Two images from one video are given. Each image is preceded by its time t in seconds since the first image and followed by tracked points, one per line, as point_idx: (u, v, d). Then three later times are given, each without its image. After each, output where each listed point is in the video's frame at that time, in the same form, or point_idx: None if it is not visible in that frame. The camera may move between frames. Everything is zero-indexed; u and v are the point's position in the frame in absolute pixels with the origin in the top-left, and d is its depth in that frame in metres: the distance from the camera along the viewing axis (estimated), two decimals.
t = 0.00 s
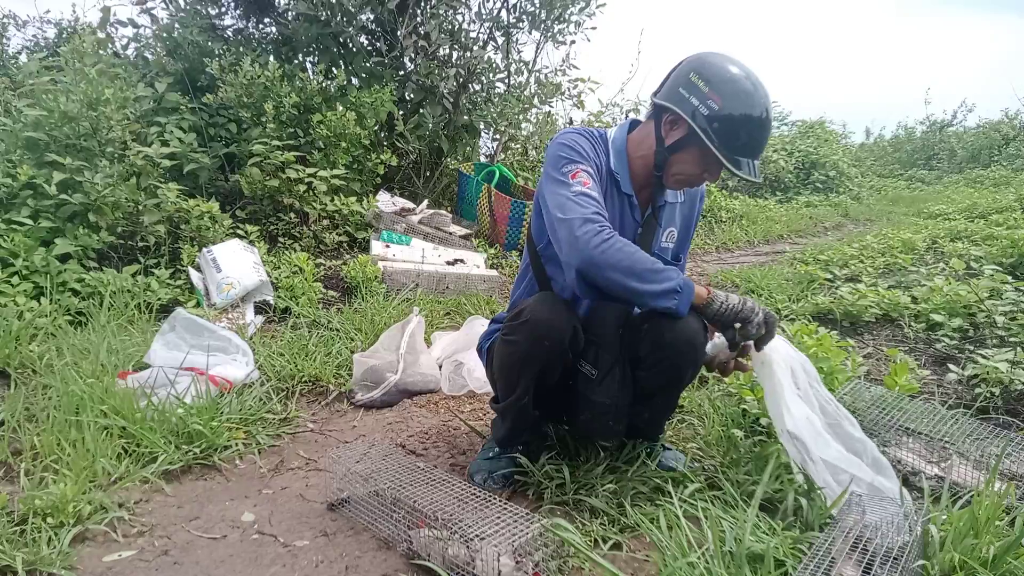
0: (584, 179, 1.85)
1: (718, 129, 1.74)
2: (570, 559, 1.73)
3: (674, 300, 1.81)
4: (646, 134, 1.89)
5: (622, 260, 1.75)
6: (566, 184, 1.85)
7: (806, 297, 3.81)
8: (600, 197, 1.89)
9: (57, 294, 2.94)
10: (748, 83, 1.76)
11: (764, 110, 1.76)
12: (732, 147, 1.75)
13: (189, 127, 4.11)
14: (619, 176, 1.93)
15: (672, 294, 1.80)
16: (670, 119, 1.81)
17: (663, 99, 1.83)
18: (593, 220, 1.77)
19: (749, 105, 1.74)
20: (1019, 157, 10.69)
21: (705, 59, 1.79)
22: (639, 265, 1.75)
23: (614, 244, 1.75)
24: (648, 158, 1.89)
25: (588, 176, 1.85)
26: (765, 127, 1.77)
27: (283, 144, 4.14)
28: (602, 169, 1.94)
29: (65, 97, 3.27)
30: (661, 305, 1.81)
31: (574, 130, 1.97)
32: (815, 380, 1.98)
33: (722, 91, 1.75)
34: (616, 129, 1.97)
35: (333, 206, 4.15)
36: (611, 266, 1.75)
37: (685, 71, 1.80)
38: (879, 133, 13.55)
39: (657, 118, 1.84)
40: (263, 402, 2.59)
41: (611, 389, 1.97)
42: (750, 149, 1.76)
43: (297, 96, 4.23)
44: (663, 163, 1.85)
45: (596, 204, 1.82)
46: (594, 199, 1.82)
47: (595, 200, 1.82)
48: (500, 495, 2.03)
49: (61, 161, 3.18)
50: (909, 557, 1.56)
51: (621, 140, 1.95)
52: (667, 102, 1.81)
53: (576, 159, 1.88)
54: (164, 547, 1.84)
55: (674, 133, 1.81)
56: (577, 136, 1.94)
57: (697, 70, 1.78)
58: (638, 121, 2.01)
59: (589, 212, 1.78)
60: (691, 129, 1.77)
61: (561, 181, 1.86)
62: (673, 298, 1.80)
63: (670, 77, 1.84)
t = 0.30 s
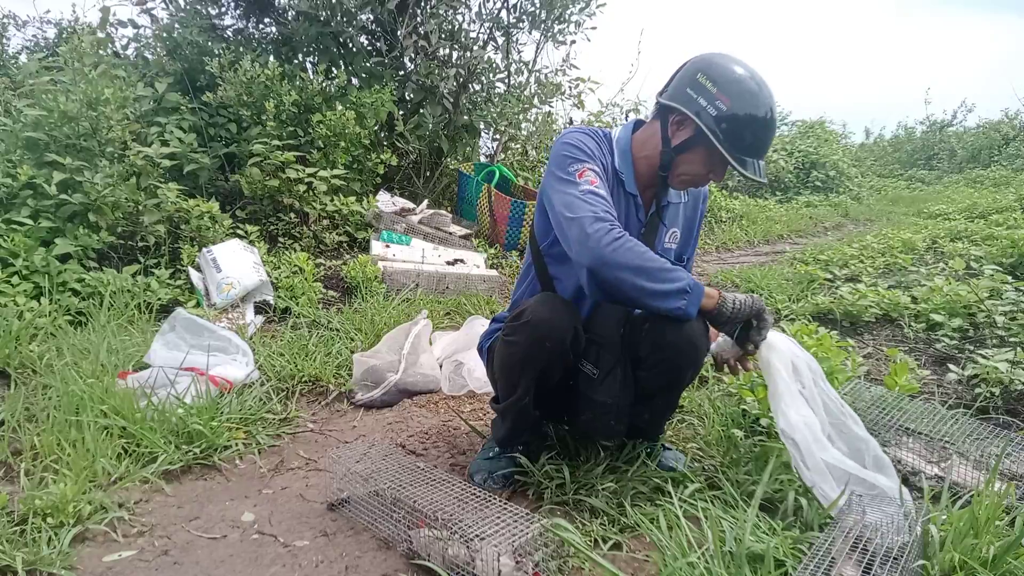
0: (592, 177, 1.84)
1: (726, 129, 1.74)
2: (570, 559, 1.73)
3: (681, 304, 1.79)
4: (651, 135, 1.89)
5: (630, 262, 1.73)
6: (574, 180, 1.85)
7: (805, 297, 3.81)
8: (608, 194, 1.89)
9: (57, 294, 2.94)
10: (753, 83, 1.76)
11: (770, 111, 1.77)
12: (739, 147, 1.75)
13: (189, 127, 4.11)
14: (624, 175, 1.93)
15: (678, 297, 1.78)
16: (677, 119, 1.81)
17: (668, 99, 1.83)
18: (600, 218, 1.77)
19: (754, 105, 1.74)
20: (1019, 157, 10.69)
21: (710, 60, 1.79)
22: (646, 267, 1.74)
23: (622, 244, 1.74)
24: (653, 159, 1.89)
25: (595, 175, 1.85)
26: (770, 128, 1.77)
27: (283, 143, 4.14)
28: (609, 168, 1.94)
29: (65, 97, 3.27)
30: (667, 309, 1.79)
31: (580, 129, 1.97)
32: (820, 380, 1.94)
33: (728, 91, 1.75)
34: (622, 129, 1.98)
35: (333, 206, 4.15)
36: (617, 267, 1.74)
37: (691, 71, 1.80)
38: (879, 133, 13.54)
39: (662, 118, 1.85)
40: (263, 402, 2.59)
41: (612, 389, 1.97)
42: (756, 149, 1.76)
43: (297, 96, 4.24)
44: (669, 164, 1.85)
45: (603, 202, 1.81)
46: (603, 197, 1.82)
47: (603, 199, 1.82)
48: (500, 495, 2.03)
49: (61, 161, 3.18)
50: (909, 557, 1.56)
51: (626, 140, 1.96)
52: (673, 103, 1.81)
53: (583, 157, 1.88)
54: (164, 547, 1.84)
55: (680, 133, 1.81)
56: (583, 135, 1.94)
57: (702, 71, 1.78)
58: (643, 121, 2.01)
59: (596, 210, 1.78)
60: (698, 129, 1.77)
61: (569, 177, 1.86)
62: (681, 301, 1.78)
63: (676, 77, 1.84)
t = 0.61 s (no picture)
0: (576, 187, 1.83)
1: (732, 128, 1.73)
2: (570, 560, 1.72)
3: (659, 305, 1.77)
4: (654, 134, 1.88)
5: (600, 270, 1.74)
6: (557, 189, 1.84)
7: (807, 297, 3.79)
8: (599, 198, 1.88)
9: (55, 293, 2.93)
10: (758, 82, 1.75)
11: (774, 109, 1.76)
12: (744, 145, 1.74)
13: (188, 126, 4.10)
14: (626, 175, 1.92)
15: (657, 299, 1.76)
16: (682, 118, 1.80)
17: (674, 98, 1.82)
18: (571, 231, 1.77)
19: (760, 104, 1.74)
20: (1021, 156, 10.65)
21: (716, 59, 1.79)
22: (618, 273, 1.74)
23: (592, 254, 1.74)
24: (656, 158, 1.88)
25: (580, 184, 1.84)
26: (775, 126, 1.77)
27: (282, 143, 4.13)
28: (610, 169, 1.93)
29: (64, 96, 3.26)
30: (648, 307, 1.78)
31: (578, 131, 1.96)
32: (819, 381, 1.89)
33: (734, 90, 1.74)
34: (624, 129, 1.96)
35: (333, 205, 4.13)
36: (587, 276, 1.75)
37: (696, 69, 1.80)
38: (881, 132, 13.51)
39: (666, 117, 1.84)
40: (262, 403, 2.58)
41: (614, 389, 1.96)
42: (760, 148, 1.76)
43: (296, 95, 4.22)
44: (673, 163, 1.84)
45: (582, 211, 1.80)
46: (583, 208, 1.81)
47: (584, 208, 1.81)
48: (501, 496, 2.02)
49: (59, 161, 3.17)
50: (911, 558, 1.55)
51: (629, 141, 1.94)
52: (678, 101, 1.80)
53: (573, 164, 1.87)
54: (162, 548, 1.83)
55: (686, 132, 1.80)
56: (579, 137, 1.93)
57: (708, 70, 1.78)
58: (646, 120, 2.00)
59: (570, 222, 1.78)
60: (703, 128, 1.76)
61: (554, 186, 1.86)
62: (659, 303, 1.76)
63: (681, 76, 1.83)
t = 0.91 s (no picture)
0: (573, 171, 1.84)
1: (718, 123, 1.74)
2: (570, 559, 1.73)
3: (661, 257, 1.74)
4: (645, 132, 1.89)
5: (599, 232, 1.72)
6: (554, 175, 1.86)
7: (805, 297, 3.81)
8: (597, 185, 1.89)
9: (57, 293, 2.94)
10: (746, 79, 1.76)
11: (761, 106, 1.77)
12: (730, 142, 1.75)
13: (189, 126, 4.11)
14: (621, 172, 1.93)
15: (660, 250, 1.72)
16: (669, 114, 1.81)
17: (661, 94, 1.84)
18: (568, 206, 1.76)
19: (747, 101, 1.74)
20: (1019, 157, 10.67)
21: (703, 56, 1.80)
22: (618, 231, 1.71)
23: (590, 218, 1.72)
24: (647, 155, 1.89)
25: (577, 169, 1.85)
26: (763, 123, 1.77)
27: (283, 143, 4.14)
28: (606, 166, 1.94)
29: (65, 97, 3.27)
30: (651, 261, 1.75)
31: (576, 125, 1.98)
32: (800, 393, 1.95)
33: (721, 86, 1.75)
34: (617, 126, 1.96)
35: (333, 205, 4.14)
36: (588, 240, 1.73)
37: (683, 67, 1.81)
38: (879, 133, 13.54)
39: (654, 114, 1.85)
40: (263, 402, 2.59)
41: (613, 386, 1.97)
42: (748, 144, 1.76)
43: (297, 95, 4.24)
44: (661, 159, 1.85)
45: (580, 190, 1.81)
46: (580, 188, 1.81)
47: (582, 187, 1.81)
48: (500, 495, 2.03)
49: (61, 161, 3.18)
50: (909, 557, 1.56)
51: (623, 138, 1.95)
52: (665, 98, 1.81)
53: (570, 154, 1.89)
54: (164, 547, 1.84)
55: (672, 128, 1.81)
56: (576, 131, 1.95)
57: (695, 67, 1.79)
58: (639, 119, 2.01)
59: (566, 199, 1.78)
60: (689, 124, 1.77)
61: (551, 173, 1.87)
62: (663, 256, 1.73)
63: (669, 73, 1.84)
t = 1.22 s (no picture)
0: (572, 179, 1.85)
1: (671, 100, 1.73)
2: (570, 559, 1.73)
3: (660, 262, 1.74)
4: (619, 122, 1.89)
5: (602, 241, 1.73)
6: (555, 183, 1.86)
7: (805, 297, 3.81)
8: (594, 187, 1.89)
9: (57, 293, 2.94)
10: (703, 62, 1.76)
11: (714, 88, 1.76)
12: (686, 123, 1.74)
13: (189, 126, 4.11)
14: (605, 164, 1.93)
15: (658, 255, 1.73)
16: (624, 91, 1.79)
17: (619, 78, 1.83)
18: (570, 217, 1.78)
19: (701, 82, 1.74)
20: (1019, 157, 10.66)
21: (660, 40, 1.79)
22: (621, 238, 1.73)
23: (593, 228, 1.74)
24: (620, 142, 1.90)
25: (576, 175, 1.85)
26: (718, 105, 1.77)
27: (283, 143, 4.14)
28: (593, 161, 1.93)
29: (65, 97, 3.27)
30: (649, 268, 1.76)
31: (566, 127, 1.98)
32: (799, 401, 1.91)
33: (677, 66, 1.75)
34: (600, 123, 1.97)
35: (333, 205, 4.14)
36: (591, 249, 1.74)
37: (640, 50, 1.81)
38: (879, 133, 13.54)
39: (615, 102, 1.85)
40: (263, 402, 2.59)
41: (616, 380, 1.96)
42: (700, 122, 1.75)
43: (297, 95, 4.24)
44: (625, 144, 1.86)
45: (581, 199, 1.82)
46: (581, 197, 1.82)
47: (584, 195, 1.82)
48: (500, 495, 2.03)
49: (61, 161, 3.18)
50: (909, 557, 1.57)
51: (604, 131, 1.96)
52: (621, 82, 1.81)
53: (566, 158, 1.89)
54: (164, 547, 1.84)
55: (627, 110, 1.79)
56: (567, 134, 1.94)
57: (650, 50, 1.78)
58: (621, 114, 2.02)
59: (569, 210, 1.79)
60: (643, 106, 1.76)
61: (550, 181, 1.88)
62: (660, 261, 1.74)
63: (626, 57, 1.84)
